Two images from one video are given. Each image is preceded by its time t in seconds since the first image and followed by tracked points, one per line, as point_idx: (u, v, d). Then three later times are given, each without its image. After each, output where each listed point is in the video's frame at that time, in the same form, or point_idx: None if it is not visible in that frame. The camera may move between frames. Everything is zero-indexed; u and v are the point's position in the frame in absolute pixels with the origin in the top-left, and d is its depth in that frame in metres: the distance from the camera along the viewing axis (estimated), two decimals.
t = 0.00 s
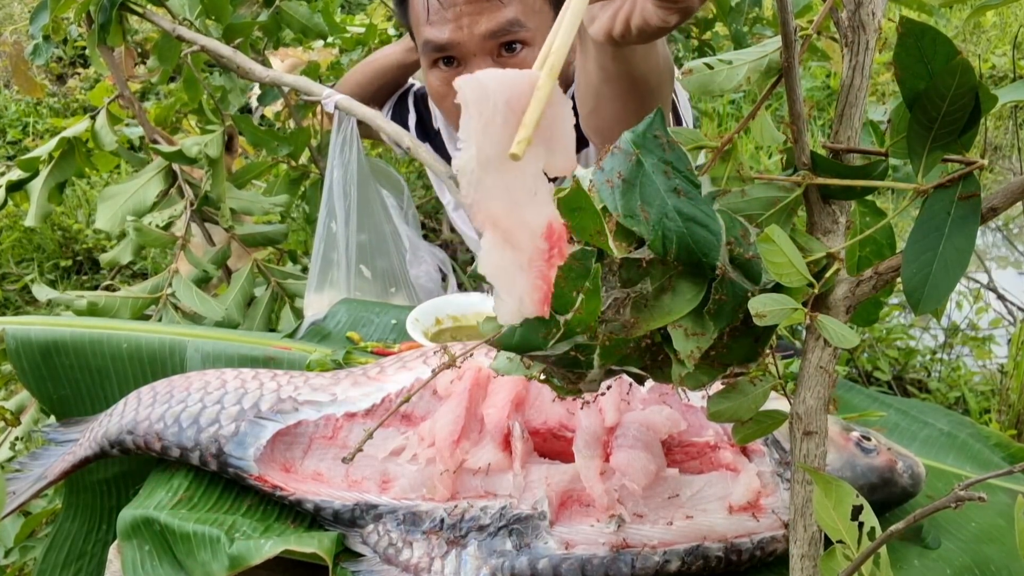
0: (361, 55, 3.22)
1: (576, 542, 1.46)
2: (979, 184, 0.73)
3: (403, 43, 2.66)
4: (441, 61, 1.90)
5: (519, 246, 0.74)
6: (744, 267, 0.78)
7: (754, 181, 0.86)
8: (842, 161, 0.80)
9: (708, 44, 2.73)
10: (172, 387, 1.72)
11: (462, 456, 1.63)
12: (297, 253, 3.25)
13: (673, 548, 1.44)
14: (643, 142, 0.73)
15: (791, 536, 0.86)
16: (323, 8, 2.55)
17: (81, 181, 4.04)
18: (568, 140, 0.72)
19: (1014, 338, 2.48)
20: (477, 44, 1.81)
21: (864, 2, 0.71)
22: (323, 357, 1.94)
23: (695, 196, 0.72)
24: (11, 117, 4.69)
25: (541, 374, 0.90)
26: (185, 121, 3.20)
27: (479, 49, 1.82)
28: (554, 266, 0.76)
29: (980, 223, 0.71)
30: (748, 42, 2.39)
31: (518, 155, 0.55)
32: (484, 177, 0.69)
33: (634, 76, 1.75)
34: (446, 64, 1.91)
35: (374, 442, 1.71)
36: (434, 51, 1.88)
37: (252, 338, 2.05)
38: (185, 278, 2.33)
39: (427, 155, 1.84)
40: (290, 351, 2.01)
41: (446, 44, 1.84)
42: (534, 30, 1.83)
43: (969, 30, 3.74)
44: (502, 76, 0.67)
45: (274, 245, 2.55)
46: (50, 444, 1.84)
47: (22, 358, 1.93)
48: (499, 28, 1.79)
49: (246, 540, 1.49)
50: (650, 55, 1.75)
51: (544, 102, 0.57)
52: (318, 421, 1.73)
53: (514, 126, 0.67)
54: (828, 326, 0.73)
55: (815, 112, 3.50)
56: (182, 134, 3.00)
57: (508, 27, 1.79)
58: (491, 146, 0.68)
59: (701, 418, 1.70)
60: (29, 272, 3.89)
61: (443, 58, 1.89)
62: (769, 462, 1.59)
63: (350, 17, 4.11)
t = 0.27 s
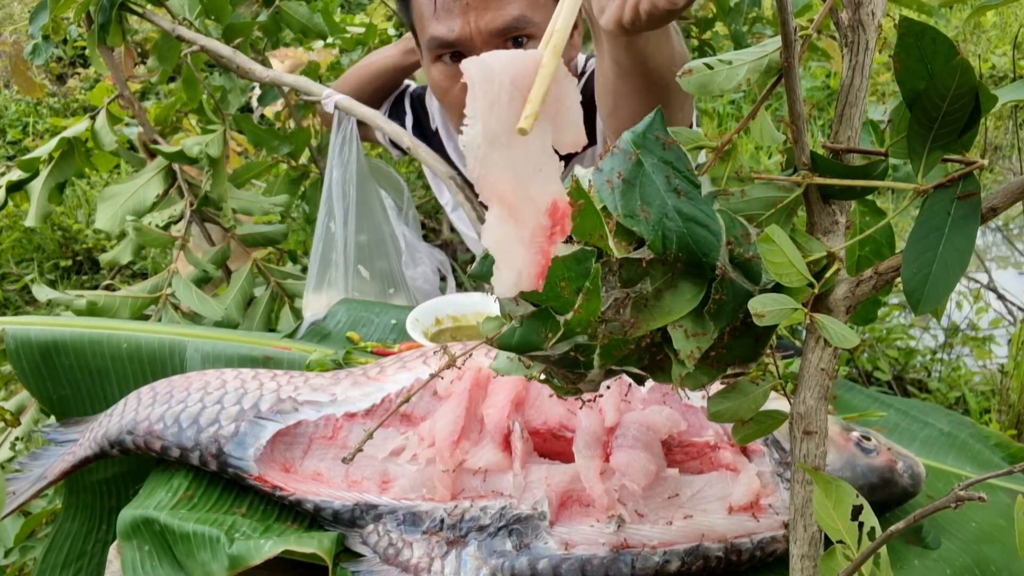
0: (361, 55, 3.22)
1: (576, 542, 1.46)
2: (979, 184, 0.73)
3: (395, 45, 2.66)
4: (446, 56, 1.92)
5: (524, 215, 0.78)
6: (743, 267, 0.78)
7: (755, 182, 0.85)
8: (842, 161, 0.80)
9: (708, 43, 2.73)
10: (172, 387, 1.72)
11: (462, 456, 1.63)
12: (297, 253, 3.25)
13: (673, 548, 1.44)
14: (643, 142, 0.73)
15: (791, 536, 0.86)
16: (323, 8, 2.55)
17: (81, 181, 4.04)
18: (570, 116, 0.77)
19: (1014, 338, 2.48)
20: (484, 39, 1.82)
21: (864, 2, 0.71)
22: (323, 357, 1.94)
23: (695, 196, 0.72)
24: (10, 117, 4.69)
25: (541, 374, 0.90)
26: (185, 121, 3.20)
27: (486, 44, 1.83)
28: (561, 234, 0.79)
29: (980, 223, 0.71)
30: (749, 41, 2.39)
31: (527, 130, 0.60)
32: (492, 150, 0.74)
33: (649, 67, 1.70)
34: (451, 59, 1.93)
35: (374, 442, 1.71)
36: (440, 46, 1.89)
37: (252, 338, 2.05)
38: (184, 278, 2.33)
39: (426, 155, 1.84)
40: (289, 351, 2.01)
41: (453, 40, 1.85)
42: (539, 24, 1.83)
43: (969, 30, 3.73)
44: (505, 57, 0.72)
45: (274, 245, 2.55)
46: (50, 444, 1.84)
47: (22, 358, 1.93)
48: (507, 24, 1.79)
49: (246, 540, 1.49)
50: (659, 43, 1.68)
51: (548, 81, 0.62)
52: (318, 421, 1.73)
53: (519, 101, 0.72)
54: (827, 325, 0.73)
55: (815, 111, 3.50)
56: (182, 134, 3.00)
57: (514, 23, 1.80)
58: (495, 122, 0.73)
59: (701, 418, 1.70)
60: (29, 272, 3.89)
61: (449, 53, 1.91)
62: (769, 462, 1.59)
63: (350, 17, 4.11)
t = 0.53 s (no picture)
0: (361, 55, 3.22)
1: (576, 542, 1.46)
2: (979, 185, 0.73)
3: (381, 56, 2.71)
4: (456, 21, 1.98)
5: (572, 173, 0.68)
6: (743, 267, 0.78)
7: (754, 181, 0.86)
8: (842, 161, 0.80)
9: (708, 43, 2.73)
10: (172, 387, 1.72)
11: (462, 456, 1.63)
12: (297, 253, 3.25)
13: (673, 548, 1.44)
14: (642, 142, 0.73)
15: (791, 535, 0.86)
16: (324, 8, 2.55)
17: (81, 181, 4.04)
18: (615, 75, 0.69)
19: (1014, 338, 2.48)
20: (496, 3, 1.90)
21: (863, 2, 0.71)
22: (323, 357, 1.94)
23: (694, 196, 0.73)
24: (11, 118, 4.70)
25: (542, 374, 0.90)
26: (185, 121, 3.20)
27: (497, 8, 1.91)
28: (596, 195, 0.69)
29: (980, 223, 0.71)
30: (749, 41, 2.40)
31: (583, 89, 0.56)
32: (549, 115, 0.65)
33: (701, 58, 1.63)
34: (461, 25, 1.99)
35: (374, 442, 1.71)
36: (451, 11, 1.97)
37: (252, 338, 2.05)
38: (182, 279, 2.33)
39: (427, 156, 1.82)
40: (289, 351, 2.00)
41: (465, 3, 1.93)
42: None
43: (970, 30, 3.73)
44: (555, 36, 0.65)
45: (274, 245, 2.55)
46: (50, 444, 1.84)
47: (22, 358, 1.93)
48: None
49: (246, 540, 1.49)
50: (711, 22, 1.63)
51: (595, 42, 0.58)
52: (318, 421, 1.73)
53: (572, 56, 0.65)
54: (828, 326, 0.73)
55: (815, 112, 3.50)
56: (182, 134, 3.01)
57: None
58: (554, 86, 0.65)
59: (701, 418, 1.70)
60: (29, 272, 3.89)
61: (460, 17, 1.97)
62: (768, 462, 1.59)
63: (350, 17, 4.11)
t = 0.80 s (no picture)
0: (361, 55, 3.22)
1: (576, 542, 1.46)
2: (979, 186, 0.73)
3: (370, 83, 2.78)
4: None
5: (602, 148, 0.71)
6: (743, 268, 0.78)
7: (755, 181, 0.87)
8: (843, 161, 0.80)
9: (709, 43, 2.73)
10: (172, 387, 1.72)
11: (462, 456, 1.63)
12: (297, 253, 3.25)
13: (673, 548, 1.44)
14: (643, 141, 0.73)
15: (790, 535, 0.86)
16: (324, 8, 2.54)
17: (81, 181, 4.04)
18: (632, 69, 0.74)
19: (1014, 338, 2.47)
20: None
21: (864, 1, 0.71)
22: (323, 357, 1.94)
23: (694, 196, 0.73)
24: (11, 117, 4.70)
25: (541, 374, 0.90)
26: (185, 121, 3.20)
27: None
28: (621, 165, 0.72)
29: (980, 223, 0.71)
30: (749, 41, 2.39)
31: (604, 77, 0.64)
32: (576, 100, 0.71)
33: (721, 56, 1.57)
34: None
35: (374, 442, 1.71)
36: None
37: (252, 338, 2.05)
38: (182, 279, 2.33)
39: (427, 156, 1.83)
40: (289, 351, 2.00)
41: None
42: None
43: (969, 30, 3.73)
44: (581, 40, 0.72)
45: (273, 245, 2.55)
46: (50, 444, 1.84)
47: (21, 358, 1.93)
48: None
49: (246, 540, 1.49)
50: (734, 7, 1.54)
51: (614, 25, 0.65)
52: (318, 421, 1.73)
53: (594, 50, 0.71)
54: (828, 326, 0.73)
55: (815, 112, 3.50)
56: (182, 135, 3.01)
57: None
58: (579, 75, 0.70)
59: (701, 418, 1.70)
60: (29, 272, 3.89)
61: None
62: (768, 462, 1.59)
63: (350, 17, 4.11)
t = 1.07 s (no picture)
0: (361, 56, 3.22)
1: (576, 542, 1.47)
2: (978, 186, 0.73)
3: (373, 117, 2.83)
4: None
5: (605, 190, 0.73)
6: (743, 268, 0.78)
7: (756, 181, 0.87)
8: (842, 161, 0.81)
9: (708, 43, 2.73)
10: (173, 387, 1.73)
11: (462, 456, 1.63)
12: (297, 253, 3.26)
13: (673, 547, 1.45)
14: (642, 143, 0.75)
15: (790, 534, 0.86)
16: (324, 8, 2.55)
17: (82, 181, 4.05)
18: (638, 109, 0.75)
19: (1012, 337, 2.48)
20: None
21: (863, 2, 0.72)
22: (323, 357, 1.95)
23: (693, 196, 0.74)
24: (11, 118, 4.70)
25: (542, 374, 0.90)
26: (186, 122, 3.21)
27: None
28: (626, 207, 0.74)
29: (979, 223, 0.72)
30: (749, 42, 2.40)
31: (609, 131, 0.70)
32: (580, 148, 0.73)
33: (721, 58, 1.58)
34: None
35: (375, 442, 1.72)
36: None
37: (252, 338, 2.05)
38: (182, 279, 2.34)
39: (426, 155, 1.85)
40: (290, 351, 2.01)
41: None
42: None
43: (968, 30, 3.74)
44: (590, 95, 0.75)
45: (273, 246, 2.55)
46: (51, 444, 1.85)
47: (22, 359, 1.93)
48: None
49: (246, 540, 1.49)
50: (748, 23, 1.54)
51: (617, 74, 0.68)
52: (318, 421, 1.73)
53: (598, 100, 0.73)
54: (825, 325, 0.74)
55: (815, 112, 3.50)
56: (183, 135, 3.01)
57: None
58: (584, 125, 0.73)
59: (701, 418, 1.70)
60: (30, 272, 3.89)
61: None
62: (768, 462, 1.60)
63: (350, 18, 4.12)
